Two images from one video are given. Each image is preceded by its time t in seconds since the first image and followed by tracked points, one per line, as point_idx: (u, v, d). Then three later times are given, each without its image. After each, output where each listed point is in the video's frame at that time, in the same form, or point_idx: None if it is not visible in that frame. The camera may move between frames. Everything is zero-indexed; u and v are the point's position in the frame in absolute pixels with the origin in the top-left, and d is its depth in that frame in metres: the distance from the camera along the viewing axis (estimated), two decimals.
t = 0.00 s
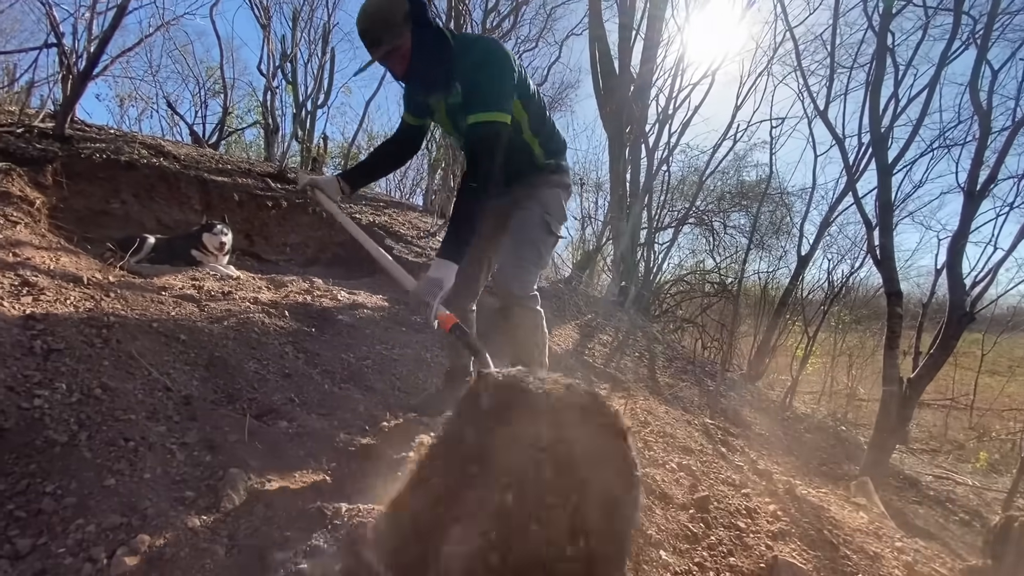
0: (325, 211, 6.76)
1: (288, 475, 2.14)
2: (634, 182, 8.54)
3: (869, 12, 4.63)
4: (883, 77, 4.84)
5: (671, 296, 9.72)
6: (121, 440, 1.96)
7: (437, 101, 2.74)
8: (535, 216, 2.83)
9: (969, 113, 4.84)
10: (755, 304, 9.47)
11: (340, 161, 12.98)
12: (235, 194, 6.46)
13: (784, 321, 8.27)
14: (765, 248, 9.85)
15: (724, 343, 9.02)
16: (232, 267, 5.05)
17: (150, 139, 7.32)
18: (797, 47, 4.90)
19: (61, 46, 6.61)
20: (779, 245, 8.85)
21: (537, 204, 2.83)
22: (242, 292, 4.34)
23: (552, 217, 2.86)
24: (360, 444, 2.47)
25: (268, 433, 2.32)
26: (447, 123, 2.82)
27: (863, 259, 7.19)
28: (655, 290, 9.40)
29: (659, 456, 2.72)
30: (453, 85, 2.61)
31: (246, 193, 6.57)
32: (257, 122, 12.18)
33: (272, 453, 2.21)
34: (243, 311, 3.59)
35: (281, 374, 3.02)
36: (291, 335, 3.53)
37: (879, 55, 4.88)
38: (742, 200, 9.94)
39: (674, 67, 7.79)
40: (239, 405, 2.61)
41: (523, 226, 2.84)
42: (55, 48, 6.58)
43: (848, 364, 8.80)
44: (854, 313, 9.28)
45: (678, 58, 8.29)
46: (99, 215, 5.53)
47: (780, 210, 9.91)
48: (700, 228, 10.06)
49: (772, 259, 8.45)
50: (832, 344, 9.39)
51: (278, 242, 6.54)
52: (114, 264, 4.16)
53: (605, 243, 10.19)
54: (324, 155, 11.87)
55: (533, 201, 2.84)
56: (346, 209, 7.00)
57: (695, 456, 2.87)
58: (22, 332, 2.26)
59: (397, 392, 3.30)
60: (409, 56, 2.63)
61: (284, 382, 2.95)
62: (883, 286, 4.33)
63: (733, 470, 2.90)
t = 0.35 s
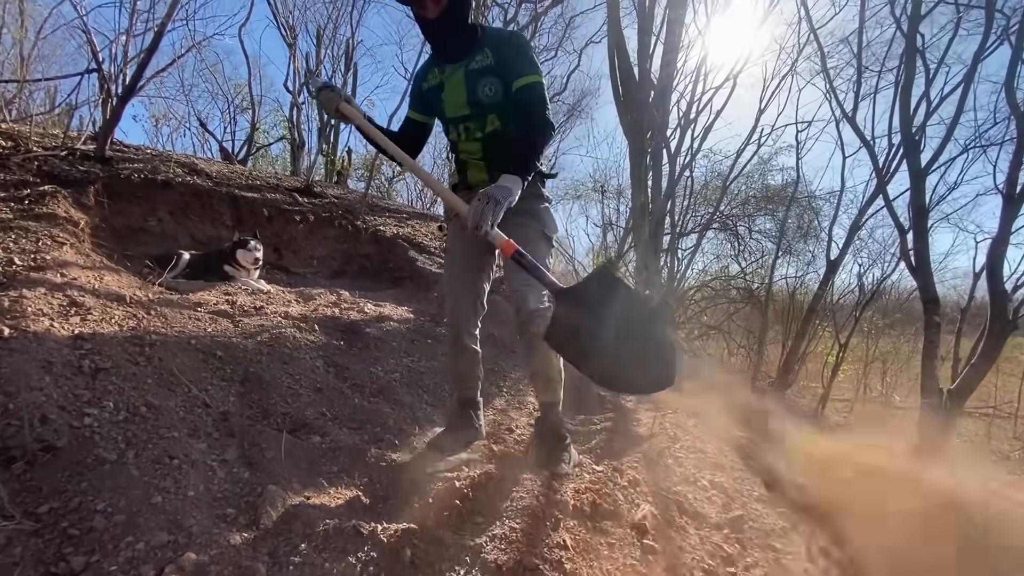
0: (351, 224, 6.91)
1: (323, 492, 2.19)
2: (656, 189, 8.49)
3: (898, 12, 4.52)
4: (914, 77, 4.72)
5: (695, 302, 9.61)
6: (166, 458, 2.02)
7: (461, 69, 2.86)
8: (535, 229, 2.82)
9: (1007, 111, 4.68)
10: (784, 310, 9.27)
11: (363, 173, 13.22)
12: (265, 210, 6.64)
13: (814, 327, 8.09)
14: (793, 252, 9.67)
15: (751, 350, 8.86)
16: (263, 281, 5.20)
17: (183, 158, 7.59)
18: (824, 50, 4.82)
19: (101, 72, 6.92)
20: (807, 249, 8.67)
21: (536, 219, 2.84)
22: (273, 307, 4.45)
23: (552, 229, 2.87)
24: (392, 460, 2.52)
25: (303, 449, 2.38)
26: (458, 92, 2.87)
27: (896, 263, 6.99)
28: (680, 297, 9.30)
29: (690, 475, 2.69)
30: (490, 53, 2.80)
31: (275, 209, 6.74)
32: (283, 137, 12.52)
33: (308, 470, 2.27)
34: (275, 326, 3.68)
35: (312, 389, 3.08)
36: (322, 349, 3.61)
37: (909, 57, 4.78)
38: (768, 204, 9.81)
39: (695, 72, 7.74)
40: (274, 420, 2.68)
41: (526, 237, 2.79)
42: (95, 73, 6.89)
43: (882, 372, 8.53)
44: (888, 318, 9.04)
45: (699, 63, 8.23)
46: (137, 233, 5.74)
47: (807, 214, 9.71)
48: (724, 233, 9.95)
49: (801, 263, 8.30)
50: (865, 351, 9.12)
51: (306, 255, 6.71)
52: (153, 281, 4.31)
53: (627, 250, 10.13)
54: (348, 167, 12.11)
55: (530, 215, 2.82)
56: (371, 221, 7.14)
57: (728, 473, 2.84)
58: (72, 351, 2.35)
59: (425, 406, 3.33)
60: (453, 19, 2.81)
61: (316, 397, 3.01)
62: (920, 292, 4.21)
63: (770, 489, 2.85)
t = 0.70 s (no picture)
0: (383, 259, 7.08)
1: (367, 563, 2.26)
2: (685, 213, 8.39)
3: (935, 40, 4.40)
4: (955, 103, 4.56)
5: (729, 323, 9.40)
6: (220, 533, 2.13)
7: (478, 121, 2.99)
8: (544, 287, 2.77)
9: None
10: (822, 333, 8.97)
11: (392, 199, 13.54)
12: (301, 249, 6.86)
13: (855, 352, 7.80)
14: (829, 271, 9.40)
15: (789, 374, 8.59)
16: (301, 323, 5.36)
17: (224, 198, 7.94)
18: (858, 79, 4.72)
19: (149, 122, 7.34)
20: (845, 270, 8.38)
21: (546, 278, 2.79)
22: (311, 351, 4.57)
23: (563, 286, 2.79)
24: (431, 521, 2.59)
25: (346, 516, 2.44)
26: (476, 140, 2.96)
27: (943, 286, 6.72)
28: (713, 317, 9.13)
29: (733, 542, 2.65)
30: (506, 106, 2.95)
31: (310, 247, 6.96)
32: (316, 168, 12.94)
33: (352, 540, 2.34)
34: (314, 376, 3.74)
35: (352, 443, 3.14)
36: (358, 398, 3.66)
37: (946, 85, 4.67)
38: (801, 222, 9.59)
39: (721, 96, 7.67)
40: (316, 479, 2.75)
41: (536, 298, 2.75)
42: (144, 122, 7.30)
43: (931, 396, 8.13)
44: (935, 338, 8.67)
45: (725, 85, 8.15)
46: (182, 277, 6.03)
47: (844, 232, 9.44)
48: (757, 253, 9.76)
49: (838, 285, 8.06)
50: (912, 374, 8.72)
51: (340, 291, 6.89)
52: (198, 329, 4.50)
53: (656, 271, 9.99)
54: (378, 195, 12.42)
55: (539, 273, 2.81)
56: (402, 255, 7.29)
57: (772, 537, 2.78)
58: (130, 420, 2.47)
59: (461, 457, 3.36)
60: (472, 75, 3.00)
61: (356, 451, 3.07)
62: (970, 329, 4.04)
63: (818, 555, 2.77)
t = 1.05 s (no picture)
0: (414, 298, 7.24)
1: None
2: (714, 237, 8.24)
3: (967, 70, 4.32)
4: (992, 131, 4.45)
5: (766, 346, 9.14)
6: None
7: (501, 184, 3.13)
8: (575, 350, 2.92)
9: None
10: (865, 357, 8.63)
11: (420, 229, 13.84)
12: (337, 293, 7.06)
13: (903, 377, 7.45)
14: (871, 290, 9.06)
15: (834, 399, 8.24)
16: (339, 370, 5.53)
17: (262, 243, 8.31)
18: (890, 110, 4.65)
19: (194, 176, 7.77)
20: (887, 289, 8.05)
21: (575, 342, 2.95)
22: (349, 400, 4.69)
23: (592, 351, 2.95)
24: None
25: None
26: (503, 202, 3.10)
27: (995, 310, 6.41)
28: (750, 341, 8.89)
29: None
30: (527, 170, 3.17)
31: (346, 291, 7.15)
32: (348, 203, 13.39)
33: None
34: (354, 433, 3.67)
35: (392, 502, 3.21)
36: (396, 452, 3.63)
37: (983, 111, 4.55)
38: (837, 242, 9.34)
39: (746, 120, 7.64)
40: (361, 543, 2.89)
41: (566, 361, 2.92)
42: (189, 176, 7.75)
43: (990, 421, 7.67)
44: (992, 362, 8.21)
45: (750, 107, 8.08)
46: (227, 326, 6.35)
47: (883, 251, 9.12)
48: (791, 275, 9.52)
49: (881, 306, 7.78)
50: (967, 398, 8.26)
51: (374, 332, 7.08)
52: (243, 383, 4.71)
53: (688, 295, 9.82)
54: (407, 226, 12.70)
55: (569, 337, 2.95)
56: (433, 293, 7.45)
57: None
58: (187, 490, 2.71)
59: (498, 514, 3.43)
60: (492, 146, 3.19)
61: (396, 511, 3.16)
62: None
63: None
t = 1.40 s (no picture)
0: (436, 304, 7.32)
1: None
2: (738, 233, 8.06)
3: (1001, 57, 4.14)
4: None
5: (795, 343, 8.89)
6: None
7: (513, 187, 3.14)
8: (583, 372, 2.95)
9: None
10: (900, 353, 8.34)
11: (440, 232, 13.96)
12: (361, 301, 7.19)
13: (941, 374, 7.16)
14: (905, 284, 8.74)
15: (868, 397, 7.96)
16: (364, 378, 5.63)
17: (288, 253, 8.51)
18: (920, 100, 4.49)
19: (221, 190, 8.00)
20: (922, 281, 7.73)
21: (582, 361, 2.96)
22: (374, 408, 4.77)
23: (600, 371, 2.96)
24: None
25: None
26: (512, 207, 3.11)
27: None
28: (779, 338, 8.65)
29: None
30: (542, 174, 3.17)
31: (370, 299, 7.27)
32: (369, 209, 13.58)
33: None
34: (379, 442, 3.72)
35: (417, 512, 3.27)
36: (420, 461, 3.69)
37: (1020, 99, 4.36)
38: (867, 235, 9.04)
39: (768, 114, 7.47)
40: (387, 554, 2.96)
41: (572, 381, 2.95)
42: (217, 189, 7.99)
43: None
44: None
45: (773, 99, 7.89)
46: (255, 336, 6.53)
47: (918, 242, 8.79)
48: (820, 269, 9.25)
49: (917, 300, 7.49)
50: (1011, 394, 7.89)
51: (398, 339, 7.19)
52: (273, 393, 4.84)
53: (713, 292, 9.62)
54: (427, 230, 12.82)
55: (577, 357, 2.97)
56: (454, 298, 7.51)
57: None
58: (220, 503, 2.81)
59: (521, 523, 3.46)
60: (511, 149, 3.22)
61: (421, 521, 3.22)
62: None
63: None
